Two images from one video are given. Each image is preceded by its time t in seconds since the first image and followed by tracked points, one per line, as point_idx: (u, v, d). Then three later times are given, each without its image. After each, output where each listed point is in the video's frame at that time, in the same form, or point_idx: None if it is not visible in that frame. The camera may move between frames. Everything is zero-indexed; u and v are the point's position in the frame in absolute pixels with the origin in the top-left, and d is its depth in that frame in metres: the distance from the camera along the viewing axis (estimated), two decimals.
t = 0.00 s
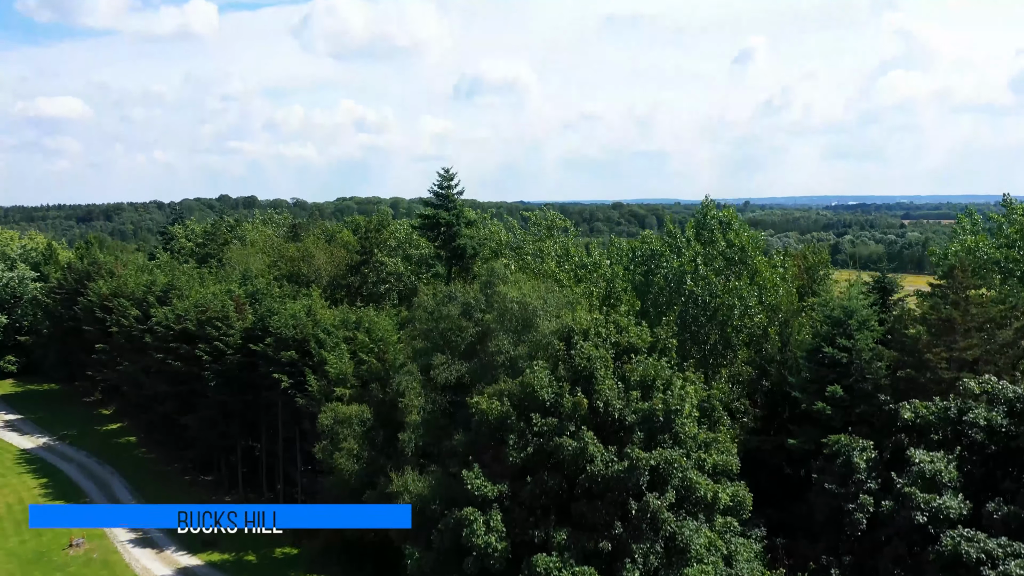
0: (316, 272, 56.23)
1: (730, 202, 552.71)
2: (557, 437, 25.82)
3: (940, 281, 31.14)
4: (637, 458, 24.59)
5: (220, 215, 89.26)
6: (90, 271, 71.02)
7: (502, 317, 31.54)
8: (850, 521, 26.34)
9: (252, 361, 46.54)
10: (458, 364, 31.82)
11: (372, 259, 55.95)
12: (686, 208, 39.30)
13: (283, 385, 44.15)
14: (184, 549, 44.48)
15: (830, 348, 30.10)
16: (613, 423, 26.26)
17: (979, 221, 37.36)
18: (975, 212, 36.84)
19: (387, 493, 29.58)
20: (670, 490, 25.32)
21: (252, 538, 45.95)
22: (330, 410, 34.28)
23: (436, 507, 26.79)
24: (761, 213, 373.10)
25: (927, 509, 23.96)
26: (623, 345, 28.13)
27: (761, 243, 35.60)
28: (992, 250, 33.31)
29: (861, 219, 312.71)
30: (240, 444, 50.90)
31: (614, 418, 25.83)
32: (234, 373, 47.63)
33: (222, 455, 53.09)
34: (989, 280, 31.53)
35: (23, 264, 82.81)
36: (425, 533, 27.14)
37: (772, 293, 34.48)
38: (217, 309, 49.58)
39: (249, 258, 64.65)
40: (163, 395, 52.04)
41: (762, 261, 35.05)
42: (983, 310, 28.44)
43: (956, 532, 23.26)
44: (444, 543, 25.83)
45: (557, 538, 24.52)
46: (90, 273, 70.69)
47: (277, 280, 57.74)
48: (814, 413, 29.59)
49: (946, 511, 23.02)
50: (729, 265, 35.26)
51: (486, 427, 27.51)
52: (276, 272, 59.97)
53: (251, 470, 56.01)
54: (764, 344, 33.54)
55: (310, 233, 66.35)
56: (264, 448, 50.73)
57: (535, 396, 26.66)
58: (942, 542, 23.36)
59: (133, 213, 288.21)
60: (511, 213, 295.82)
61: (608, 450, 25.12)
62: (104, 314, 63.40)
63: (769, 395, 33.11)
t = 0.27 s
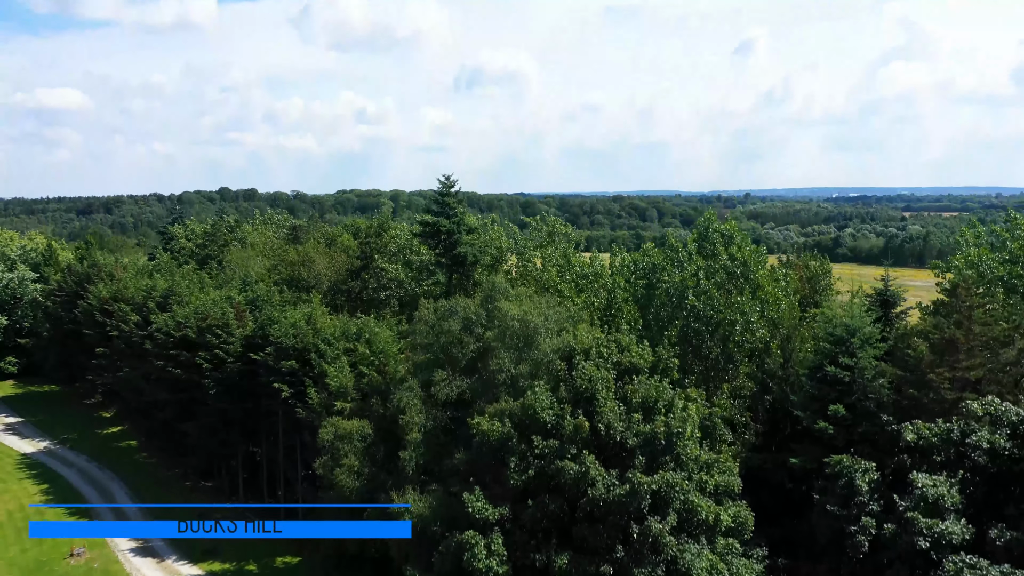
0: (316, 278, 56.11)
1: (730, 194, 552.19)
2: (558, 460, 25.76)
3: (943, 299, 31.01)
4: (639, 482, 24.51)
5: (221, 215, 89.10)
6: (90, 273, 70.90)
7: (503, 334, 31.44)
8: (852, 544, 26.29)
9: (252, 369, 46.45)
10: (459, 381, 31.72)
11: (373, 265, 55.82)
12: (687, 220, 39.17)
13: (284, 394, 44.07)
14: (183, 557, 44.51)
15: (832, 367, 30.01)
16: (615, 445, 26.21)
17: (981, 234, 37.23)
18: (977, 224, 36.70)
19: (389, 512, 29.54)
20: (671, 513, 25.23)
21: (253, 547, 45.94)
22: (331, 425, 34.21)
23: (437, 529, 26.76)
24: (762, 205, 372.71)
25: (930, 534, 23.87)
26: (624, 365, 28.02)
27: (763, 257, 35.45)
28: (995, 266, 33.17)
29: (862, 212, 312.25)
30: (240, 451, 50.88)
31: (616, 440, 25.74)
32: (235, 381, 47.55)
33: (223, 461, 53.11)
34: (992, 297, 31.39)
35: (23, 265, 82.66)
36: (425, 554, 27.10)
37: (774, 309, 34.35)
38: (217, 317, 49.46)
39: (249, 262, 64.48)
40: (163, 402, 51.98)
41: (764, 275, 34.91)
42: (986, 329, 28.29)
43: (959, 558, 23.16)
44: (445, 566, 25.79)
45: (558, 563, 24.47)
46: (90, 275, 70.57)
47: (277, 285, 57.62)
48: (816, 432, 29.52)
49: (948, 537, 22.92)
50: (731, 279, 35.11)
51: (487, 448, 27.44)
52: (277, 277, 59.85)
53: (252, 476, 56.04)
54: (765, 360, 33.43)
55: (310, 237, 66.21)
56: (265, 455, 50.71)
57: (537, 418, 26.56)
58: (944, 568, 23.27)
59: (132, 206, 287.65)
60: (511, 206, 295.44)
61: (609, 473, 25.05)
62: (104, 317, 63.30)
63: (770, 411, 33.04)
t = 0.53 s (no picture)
0: (316, 284, 56.00)
1: (731, 187, 551.62)
2: (560, 483, 25.71)
3: (946, 316, 30.86)
4: (640, 506, 24.40)
5: (220, 216, 88.97)
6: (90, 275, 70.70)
7: (504, 351, 31.30)
8: (854, 566, 26.25)
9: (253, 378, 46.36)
10: (461, 398, 31.65)
11: (374, 271, 55.74)
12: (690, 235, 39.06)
13: (284, 404, 44.00)
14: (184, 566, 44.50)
15: (836, 386, 29.93)
16: (617, 468, 26.16)
17: (984, 248, 37.11)
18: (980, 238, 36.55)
19: (390, 532, 29.48)
20: (673, 537, 25.16)
21: (254, 555, 45.93)
22: (331, 440, 34.15)
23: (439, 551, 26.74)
24: (762, 198, 372.45)
25: (932, 560, 23.77)
26: (627, 386, 27.98)
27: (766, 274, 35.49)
28: (999, 283, 33.07)
29: (862, 206, 312.02)
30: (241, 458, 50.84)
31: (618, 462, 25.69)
32: (235, 390, 47.49)
33: (223, 468, 53.10)
34: (994, 315, 31.31)
35: (23, 266, 82.46)
36: None
37: (777, 324, 34.22)
38: (218, 324, 49.33)
39: (249, 266, 64.33)
40: (164, 409, 51.91)
41: (766, 290, 34.77)
42: (989, 349, 28.15)
43: None
44: None
45: None
46: (90, 278, 70.37)
47: (277, 290, 57.50)
48: (819, 452, 29.45)
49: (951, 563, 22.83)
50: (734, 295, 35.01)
51: (489, 469, 27.39)
52: (277, 282, 59.74)
53: (252, 481, 56.05)
54: (767, 375, 33.32)
55: (311, 240, 66.10)
56: (266, 463, 50.69)
57: (538, 440, 26.49)
58: None
59: (132, 199, 287.16)
60: (511, 199, 295.12)
61: (611, 497, 24.98)
62: (104, 321, 63.14)
63: (772, 427, 32.94)
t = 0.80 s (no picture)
0: (317, 290, 55.93)
1: (731, 180, 551.01)
2: (561, 506, 25.64)
3: (948, 333, 30.77)
4: (642, 529, 24.28)
5: (220, 217, 88.84)
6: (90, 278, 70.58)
7: (505, 368, 31.23)
8: None
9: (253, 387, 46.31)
10: (462, 415, 31.60)
11: (375, 277, 55.66)
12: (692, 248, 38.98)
13: (285, 414, 43.95)
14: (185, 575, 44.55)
15: (838, 405, 29.86)
16: (619, 490, 26.08)
17: (986, 261, 37.08)
18: (982, 252, 36.49)
19: (391, 550, 29.46)
20: (675, 560, 25.06)
21: (254, 563, 45.95)
22: (332, 455, 34.09)
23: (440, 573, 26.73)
24: (762, 191, 372.24)
25: None
26: (629, 406, 27.93)
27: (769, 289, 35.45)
28: (1001, 299, 33.03)
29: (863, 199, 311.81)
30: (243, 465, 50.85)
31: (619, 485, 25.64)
32: (236, 398, 47.44)
33: (224, 474, 53.12)
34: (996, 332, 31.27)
35: (22, 267, 82.32)
36: None
37: (779, 339, 34.13)
38: (218, 332, 49.23)
39: (248, 269, 64.19)
40: (164, 416, 51.88)
41: (768, 304, 34.65)
42: (991, 368, 28.05)
43: None
44: None
45: None
46: (90, 280, 70.22)
47: (278, 296, 57.41)
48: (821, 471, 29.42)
49: None
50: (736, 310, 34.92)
51: (490, 490, 27.34)
52: (278, 287, 59.67)
53: (253, 487, 56.08)
54: (769, 392, 33.26)
55: (311, 244, 66.02)
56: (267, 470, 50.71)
57: (539, 462, 26.44)
58: None
59: (131, 192, 286.70)
60: (511, 192, 294.98)
61: (612, 520, 24.91)
62: (104, 325, 63.04)
63: (774, 443, 32.89)
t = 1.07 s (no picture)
0: (318, 296, 55.83)
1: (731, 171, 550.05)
2: (563, 532, 25.66)
3: (951, 354, 30.65)
4: (642, 556, 24.07)
5: (220, 218, 88.69)
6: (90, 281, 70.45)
7: (506, 388, 31.15)
8: None
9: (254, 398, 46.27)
10: (463, 435, 31.55)
11: (375, 284, 55.55)
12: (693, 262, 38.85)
13: (286, 425, 43.91)
14: None
15: (841, 427, 29.80)
16: (620, 516, 25.96)
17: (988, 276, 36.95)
18: (984, 267, 36.36)
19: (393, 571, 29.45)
20: None
21: (256, 572, 46.03)
22: (333, 472, 34.04)
23: None
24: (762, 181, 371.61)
25: None
26: (631, 429, 27.84)
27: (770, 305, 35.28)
28: (1004, 317, 32.91)
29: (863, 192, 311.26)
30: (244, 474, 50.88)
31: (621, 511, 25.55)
32: (237, 408, 47.44)
33: (226, 482, 53.16)
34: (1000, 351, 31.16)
35: (23, 268, 82.19)
36: None
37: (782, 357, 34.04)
38: (218, 341, 49.14)
39: (249, 273, 64.04)
40: (166, 424, 51.89)
41: (770, 321, 34.56)
42: (994, 391, 27.94)
43: None
44: None
45: None
46: (90, 283, 70.09)
47: (279, 302, 57.30)
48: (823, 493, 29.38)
49: None
50: (738, 327, 34.81)
51: (492, 514, 27.30)
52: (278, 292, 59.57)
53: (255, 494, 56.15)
54: (772, 410, 33.20)
55: (312, 249, 65.90)
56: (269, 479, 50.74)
57: (541, 487, 26.40)
58: None
59: (131, 183, 286.16)
60: (511, 184, 294.60)
61: (614, 547, 24.82)
62: (104, 329, 62.97)
63: (776, 462, 32.85)
